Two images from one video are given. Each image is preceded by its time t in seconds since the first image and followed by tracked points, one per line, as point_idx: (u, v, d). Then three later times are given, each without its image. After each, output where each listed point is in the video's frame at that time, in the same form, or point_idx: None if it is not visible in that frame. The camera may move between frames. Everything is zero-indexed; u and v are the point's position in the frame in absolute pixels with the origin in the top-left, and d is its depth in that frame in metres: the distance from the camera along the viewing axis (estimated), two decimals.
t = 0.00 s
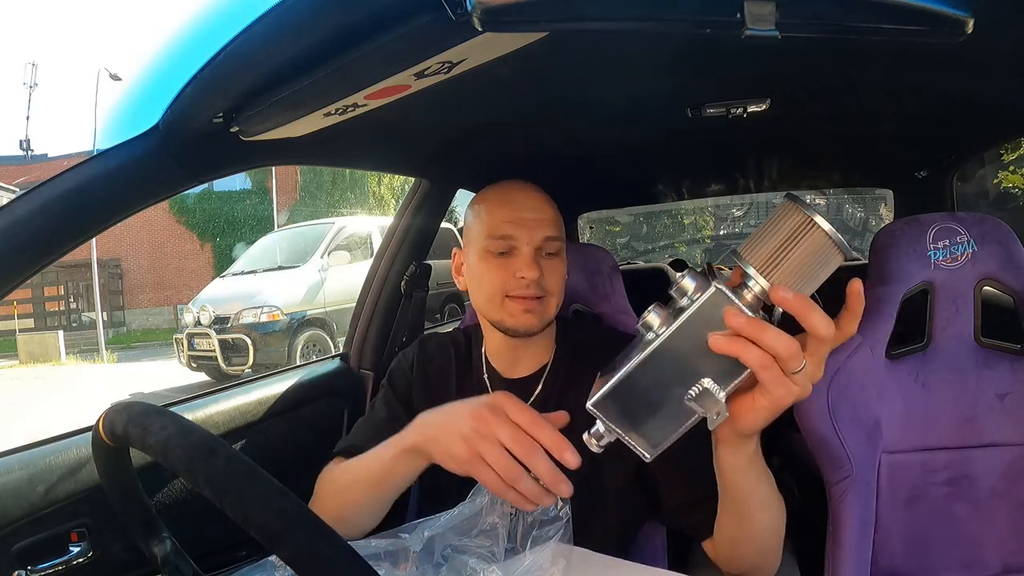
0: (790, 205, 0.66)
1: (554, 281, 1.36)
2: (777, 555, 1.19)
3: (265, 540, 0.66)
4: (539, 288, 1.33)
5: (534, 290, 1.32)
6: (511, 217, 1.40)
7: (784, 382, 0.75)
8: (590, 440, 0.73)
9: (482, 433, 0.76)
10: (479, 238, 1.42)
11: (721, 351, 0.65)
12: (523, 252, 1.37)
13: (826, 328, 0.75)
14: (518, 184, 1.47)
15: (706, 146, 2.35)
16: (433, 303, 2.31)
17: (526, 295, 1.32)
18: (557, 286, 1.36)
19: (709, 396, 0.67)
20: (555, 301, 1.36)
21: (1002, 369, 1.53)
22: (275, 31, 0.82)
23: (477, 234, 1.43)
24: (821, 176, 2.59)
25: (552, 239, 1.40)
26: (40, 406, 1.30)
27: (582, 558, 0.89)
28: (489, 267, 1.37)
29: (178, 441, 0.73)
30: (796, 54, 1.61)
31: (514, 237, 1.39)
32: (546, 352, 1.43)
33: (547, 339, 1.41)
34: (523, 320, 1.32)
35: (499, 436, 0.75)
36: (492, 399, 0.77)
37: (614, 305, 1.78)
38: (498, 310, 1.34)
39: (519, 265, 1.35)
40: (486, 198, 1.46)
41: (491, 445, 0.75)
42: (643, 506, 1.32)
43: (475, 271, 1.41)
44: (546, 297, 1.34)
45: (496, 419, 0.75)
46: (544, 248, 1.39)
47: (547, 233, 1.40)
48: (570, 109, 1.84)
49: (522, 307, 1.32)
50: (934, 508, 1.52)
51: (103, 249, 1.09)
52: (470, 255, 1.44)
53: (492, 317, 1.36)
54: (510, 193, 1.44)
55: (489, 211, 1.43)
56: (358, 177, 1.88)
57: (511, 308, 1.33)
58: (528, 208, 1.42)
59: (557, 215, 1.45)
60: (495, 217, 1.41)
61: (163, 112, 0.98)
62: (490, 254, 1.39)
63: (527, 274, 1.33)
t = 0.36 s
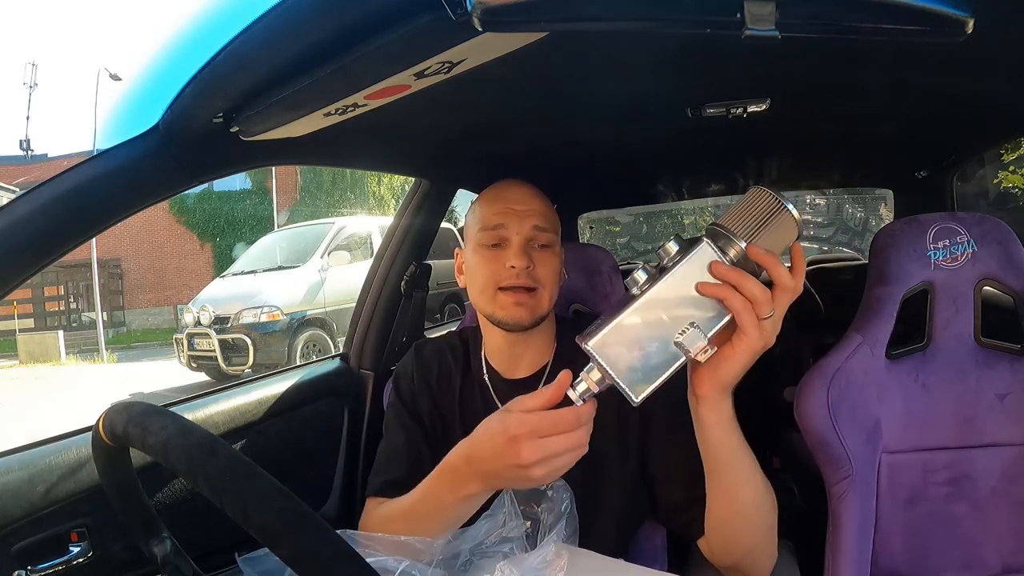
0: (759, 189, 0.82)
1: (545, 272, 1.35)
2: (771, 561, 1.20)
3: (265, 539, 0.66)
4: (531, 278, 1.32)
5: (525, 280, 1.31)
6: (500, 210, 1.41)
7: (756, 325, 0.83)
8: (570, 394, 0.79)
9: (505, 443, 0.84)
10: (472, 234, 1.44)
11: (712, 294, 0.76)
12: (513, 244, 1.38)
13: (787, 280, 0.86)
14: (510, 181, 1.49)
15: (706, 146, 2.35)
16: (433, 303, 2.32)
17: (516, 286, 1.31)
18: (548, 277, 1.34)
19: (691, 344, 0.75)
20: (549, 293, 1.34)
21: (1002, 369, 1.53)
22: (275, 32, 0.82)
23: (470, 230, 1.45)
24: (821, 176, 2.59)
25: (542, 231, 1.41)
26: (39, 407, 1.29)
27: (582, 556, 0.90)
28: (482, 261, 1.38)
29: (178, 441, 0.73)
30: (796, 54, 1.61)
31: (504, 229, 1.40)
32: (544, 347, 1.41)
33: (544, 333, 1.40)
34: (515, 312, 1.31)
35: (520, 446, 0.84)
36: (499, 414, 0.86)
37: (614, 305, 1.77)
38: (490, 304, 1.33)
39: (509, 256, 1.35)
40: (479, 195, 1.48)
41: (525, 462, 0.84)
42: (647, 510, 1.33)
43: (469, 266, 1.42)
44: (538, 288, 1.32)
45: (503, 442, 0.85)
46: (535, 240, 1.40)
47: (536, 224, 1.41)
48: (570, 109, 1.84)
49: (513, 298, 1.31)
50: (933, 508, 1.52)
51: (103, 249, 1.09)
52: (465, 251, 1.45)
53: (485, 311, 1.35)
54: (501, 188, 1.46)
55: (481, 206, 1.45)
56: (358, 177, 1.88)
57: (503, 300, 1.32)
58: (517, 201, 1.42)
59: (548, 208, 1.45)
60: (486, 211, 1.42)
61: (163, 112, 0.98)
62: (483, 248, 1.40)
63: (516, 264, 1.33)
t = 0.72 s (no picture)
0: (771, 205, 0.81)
1: (571, 290, 1.37)
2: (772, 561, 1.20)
3: (265, 539, 0.66)
4: (557, 296, 1.35)
5: (554, 297, 1.34)
6: (539, 220, 1.40)
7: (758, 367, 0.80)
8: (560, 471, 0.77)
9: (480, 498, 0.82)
10: (501, 237, 1.42)
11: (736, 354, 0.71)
12: (547, 257, 1.37)
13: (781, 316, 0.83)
14: (550, 186, 1.47)
15: (705, 146, 2.35)
16: (433, 303, 2.32)
17: (544, 302, 1.34)
18: (571, 295, 1.38)
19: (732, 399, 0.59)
20: (568, 310, 1.38)
21: (1002, 369, 1.52)
22: (275, 31, 0.81)
23: (499, 233, 1.43)
24: (821, 176, 2.59)
25: (577, 248, 1.40)
26: (40, 406, 1.28)
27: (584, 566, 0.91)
28: (510, 268, 1.38)
29: (178, 441, 0.73)
30: (796, 54, 1.61)
31: (539, 240, 1.38)
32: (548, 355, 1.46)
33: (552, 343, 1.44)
34: (536, 326, 1.34)
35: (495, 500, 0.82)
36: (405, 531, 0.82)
37: (614, 304, 1.77)
38: (515, 313, 1.35)
39: (541, 269, 1.36)
40: (513, 195, 1.46)
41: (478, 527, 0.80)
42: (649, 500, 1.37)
43: (493, 269, 1.41)
44: (561, 306, 1.36)
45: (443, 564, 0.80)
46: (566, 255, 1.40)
47: (572, 241, 1.40)
48: (569, 110, 1.84)
49: (539, 312, 1.34)
50: (933, 508, 1.52)
51: (103, 249, 1.09)
52: (491, 248, 1.44)
53: (506, 317, 1.36)
54: (541, 195, 1.44)
55: (516, 211, 1.42)
56: (359, 177, 1.88)
57: (528, 312, 1.34)
58: (556, 213, 1.41)
59: (581, 221, 1.45)
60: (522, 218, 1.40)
61: (163, 113, 0.98)
62: (511, 255, 1.39)
63: (549, 281, 1.34)
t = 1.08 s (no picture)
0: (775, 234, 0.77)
1: (572, 284, 1.36)
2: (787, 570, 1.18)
3: (265, 539, 0.66)
4: (558, 289, 1.34)
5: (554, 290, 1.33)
6: (536, 214, 1.40)
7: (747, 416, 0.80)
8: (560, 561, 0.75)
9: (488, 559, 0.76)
10: (501, 233, 1.42)
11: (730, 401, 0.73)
12: (545, 251, 1.38)
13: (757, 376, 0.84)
14: (546, 183, 1.48)
15: (705, 146, 2.35)
16: (433, 303, 2.32)
17: (545, 295, 1.33)
18: (573, 289, 1.37)
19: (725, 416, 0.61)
20: (571, 304, 1.37)
21: (1003, 369, 1.52)
22: (274, 31, 0.81)
23: (498, 229, 1.43)
24: (821, 176, 2.59)
25: (575, 241, 1.41)
26: (40, 407, 1.27)
27: None
28: (509, 264, 1.38)
29: (178, 441, 0.73)
30: (796, 54, 1.61)
31: (538, 234, 1.39)
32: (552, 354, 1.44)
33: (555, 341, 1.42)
34: (538, 320, 1.33)
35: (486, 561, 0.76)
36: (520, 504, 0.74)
37: (614, 305, 1.77)
38: (515, 308, 1.34)
39: (539, 263, 1.36)
40: (510, 192, 1.46)
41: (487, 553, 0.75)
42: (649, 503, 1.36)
43: (493, 266, 1.40)
44: (563, 299, 1.35)
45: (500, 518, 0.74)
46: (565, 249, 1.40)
47: (570, 234, 1.40)
48: (570, 110, 1.84)
49: (539, 306, 1.33)
50: (933, 508, 1.52)
51: (103, 249, 1.09)
52: (490, 247, 1.44)
53: (507, 313, 1.36)
54: (536, 190, 1.45)
55: (514, 206, 1.42)
56: (359, 177, 1.88)
57: (529, 306, 1.33)
58: (553, 207, 1.42)
59: (579, 217, 1.46)
60: (519, 213, 1.41)
61: (163, 112, 0.98)
62: (510, 250, 1.39)
63: (548, 274, 1.33)
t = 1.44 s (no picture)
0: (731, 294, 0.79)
1: (555, 272, 1.33)
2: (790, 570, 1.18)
3: (264, 540, 0.66)
4: (540, 279, 1.31)
5: (534, 280, 1.31)
6: (509, 210, 1.41)
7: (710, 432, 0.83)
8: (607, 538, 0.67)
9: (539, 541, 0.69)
10: (479, 234, 1.43)
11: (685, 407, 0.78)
12: (522, 244, 1.37)
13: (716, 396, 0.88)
14: (519, 180, 1.49)
15: (705, 146, 2.35)
16: (433, 303, 2.32)
17: (526, 287, 1.31)
18: (558, 277, 1.33)
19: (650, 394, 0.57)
20: (558, 292, 1.33)
21: (1002, 369, 1.53)
22: (274, 31, 0.81)
23: (477, 231, 1.44)
24: (821, 176, 2.59)
25: (551, 230, 1.40)
26: (40, 407, 1.27)
27: None
28: (489, 263, 1.37)
29: (179, 441, 0.73)
30: (796, 54, 1.61)
31: (513, 229, 1.39)
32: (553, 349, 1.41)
33: (552, 335, 1.39)
34: (524, 314, 1.31)
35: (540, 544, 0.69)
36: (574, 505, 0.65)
37: (614, 305, 1.77)
38: (500, 306, 1.32)
39: (517, 256, 1.35)
40: (486, 195, 1.48)
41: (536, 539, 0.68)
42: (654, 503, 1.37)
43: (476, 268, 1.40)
44: (547, 289, 1.32)
45: (552, 500, 0.68)
46: (543, 240, 1.39)
47: (545, 225, 1.40)
48: (570, 110, 1.84)
49: (522, 299, 1.31)
50: (933, 508, 1.52)
51: (103, 249, 1.09)
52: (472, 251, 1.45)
53: (493, 312, 1.34)
54: (508, 187, 1.46)
55: (489, 206, 1.43)
56: (359, 178, 1.88)
57: (513, 302, 1.32)
58: (527, 201, 1.42)
59: (556, 206, 1.45)
60: (494, 211, 1.41)
61: (163, 112, 0.98)
62: (489, 249, 1.39)
63: (525, 265, 1.32)
